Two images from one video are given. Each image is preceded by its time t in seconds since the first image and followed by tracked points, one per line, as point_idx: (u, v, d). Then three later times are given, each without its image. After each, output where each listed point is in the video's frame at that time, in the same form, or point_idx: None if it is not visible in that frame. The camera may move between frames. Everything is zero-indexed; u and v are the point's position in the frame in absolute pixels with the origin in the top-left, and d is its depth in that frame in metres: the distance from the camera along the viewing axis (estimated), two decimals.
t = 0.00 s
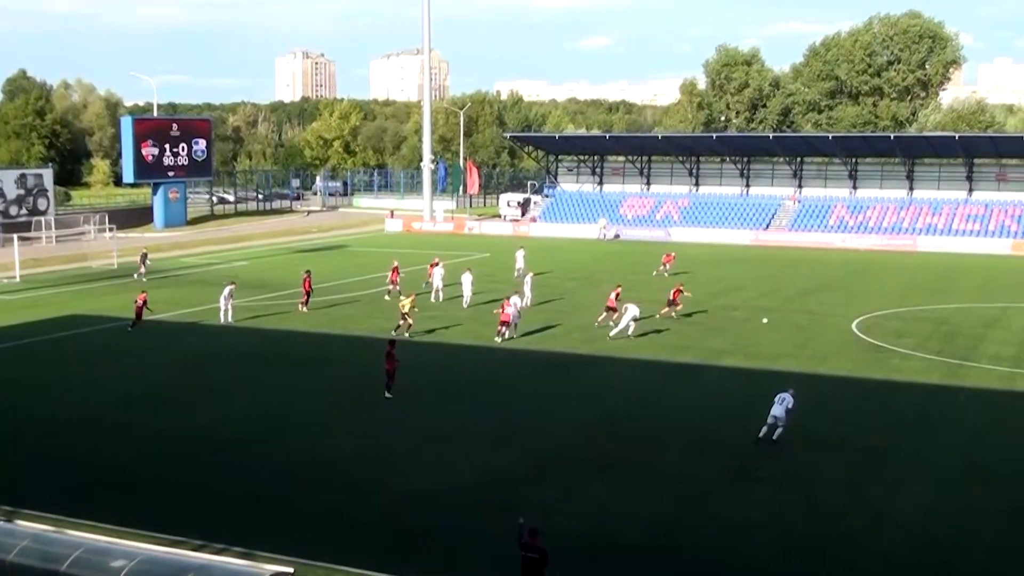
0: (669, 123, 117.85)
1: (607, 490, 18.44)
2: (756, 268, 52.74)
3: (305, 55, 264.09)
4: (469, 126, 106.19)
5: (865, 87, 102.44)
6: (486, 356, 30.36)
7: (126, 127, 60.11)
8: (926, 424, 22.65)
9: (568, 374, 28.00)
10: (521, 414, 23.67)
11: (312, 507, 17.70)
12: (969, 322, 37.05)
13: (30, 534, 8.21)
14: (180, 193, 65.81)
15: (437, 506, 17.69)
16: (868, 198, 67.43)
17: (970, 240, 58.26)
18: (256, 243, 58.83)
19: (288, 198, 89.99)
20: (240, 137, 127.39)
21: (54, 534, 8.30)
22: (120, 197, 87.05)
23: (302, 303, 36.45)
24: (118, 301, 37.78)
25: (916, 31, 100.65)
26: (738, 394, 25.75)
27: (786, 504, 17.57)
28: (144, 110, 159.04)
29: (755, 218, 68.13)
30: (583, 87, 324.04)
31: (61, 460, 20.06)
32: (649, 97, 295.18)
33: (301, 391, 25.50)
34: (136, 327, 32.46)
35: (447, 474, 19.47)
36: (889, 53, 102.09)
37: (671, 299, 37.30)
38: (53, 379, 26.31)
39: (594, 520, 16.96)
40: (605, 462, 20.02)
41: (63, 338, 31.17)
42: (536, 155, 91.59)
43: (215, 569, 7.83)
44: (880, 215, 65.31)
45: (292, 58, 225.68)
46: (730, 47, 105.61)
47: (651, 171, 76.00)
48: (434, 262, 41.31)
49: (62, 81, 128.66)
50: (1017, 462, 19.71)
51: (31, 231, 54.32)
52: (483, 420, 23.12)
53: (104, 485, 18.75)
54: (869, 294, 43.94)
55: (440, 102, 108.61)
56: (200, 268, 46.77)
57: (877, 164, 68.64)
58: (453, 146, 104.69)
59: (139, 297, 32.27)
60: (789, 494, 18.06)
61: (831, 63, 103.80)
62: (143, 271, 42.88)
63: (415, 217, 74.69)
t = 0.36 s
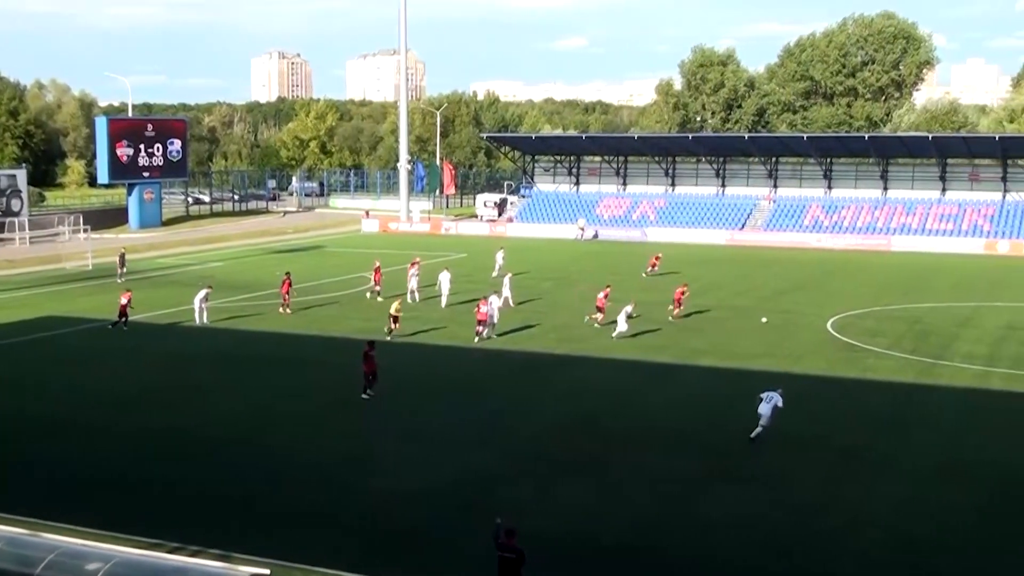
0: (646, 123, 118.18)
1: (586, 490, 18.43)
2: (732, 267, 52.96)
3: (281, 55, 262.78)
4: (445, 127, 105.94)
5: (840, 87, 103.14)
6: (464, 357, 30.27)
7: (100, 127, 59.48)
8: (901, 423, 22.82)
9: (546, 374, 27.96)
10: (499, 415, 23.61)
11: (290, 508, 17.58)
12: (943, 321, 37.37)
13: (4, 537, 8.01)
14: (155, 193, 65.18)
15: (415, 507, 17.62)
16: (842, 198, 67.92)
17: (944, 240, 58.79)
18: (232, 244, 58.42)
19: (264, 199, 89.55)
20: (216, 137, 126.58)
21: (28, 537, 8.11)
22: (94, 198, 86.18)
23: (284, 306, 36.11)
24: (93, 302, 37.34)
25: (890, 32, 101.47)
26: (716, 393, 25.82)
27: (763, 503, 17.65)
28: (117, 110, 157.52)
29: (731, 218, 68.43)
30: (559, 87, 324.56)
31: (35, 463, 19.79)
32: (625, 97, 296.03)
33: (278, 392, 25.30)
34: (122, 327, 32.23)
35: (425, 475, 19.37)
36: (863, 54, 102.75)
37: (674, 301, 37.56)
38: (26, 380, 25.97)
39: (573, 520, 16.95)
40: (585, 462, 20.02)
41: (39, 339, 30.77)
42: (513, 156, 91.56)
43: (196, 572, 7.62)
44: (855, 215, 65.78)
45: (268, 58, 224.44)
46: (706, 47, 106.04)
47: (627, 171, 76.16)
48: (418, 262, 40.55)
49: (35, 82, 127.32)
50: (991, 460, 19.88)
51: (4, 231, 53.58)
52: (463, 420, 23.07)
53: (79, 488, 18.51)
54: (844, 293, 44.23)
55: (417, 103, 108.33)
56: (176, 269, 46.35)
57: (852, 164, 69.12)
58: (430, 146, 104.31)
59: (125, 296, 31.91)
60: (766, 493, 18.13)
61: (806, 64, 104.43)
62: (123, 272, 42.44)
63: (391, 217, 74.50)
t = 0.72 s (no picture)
0: (616, 124, 118.58)
1: (559, 489, 18.42)
2: (702, 267, 53.26)
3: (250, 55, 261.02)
4: (416, 127, 105.56)
5: (808, 88, 103.87)
6: (436, 357, 30.20)
7: (67, 127, 58.71)
8: (870, 421, 23.02)
9: (518, 374, 27.96)
10: (470, 415, 23.56)
11: (261, 510, 17.43)
12: (910, 320, 37.80)
13: None
14: (123, 195, 64.46)
15: (387, 508, 17.53)
16: (811, 198, 68.49)
17: (910, 240, 59.46)
18: (202, 245, 57.89)
19: (233, 199, 88.90)
20: (185, 138, 125.56)
21: None
22: (61, 199, 85.11)
23: (257, 308, 35.95)
24: (60, 304, 36.85)
25: (858, 33, 102.34)
26: (685, 393, 25.95)
27: (735, 501, 17.73)
28: (84, 110, 155.91)
29: (701, 218, 68.81)
30: (530, 88, 324.94)
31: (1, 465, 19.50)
32: (595, 98, 297.04)
33: (247, 394, 25.09)
34: (101, 327, 32.08)
35: (396, 476, 19.28)
36: (832, 55, 103.42)
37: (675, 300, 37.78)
38: None
39: (546, 520, 16.93)
40: (558, 461, 20.03)
41: (8, 341, 30.36)
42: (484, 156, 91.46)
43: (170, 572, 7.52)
44: (823, 215, 66.34)
45: (237, 59, 222.97)
46: (675, 48, 106.62)
47: (597, 172, 76.33)
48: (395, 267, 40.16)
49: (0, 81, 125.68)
50: (959, 458, 20.09)
51: None
52: (437, 421, 23.00)
53: (45, 490, 18.26)
54: (814, 292, 44.59)
55: (387, 103, 107.98)
56: (145, 271, 45.86)
57: (820, 164, 69.68)
58: (400, 146, 104.10)
59: (103, 297, 31.70)
60: (737, 492, 18.21)
61: (774, 65, 105.13)
62: (93, 273, 41.92)
63: (362, 218, 74.18)
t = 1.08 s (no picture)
0: (580, 124, 118.95)
1: (523, 489, 18.41)
2: (667, 267, 53.56)
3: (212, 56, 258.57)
4: (381, 128, 105.13)
5: (772, 89, 104.37)
6: (402, 358, 30.06)
7: (27, 127, 57.73)
8: (830, 419, 23.25)
9: (484, 375, 27.93)
10: (436, 415, 23.47)
11: (221, 512, 17.26)
12: (871, 319, 38.26)
13: None
14: (85, 196, 63.56)
15: (348, 509, 17.42)
16: (773, 198, 69.11)
17: (870, 240, 60.21)
18: (165, 246, 57.28)
19: (196, 200, 88.15)
20: (148, 139, 124.13)
21: None
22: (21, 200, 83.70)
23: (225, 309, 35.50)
24: (20, 306, 36.25)
25: (819, 35, 103.45)
26: (651, 392, 26.07)
27: (699, 499, 17.85)
28: (43, 110, 153.63)
29: (665, 218, 69.19)
30: (494, 88, 325.21)
31: None
32: (559, 99, 297.90)
33: (211, 396, 24.83)
34: (78, 326, 31.82)
35: (361, 477, 19.16)
36: (794, 56, 104.15)
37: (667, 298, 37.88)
38: None
39: (509, 520, 16.92)
40: (521, 460, 20.04)
41: None
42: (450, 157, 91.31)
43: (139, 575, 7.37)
44: (786, 215, 66.97)
45: (200, 58, 220.90)
46: (638, 49, 107.23)
47: (562, 172, 76.36)
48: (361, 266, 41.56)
49: None
50: (918, 454, 20.33)
51: None
52: (401, 421, 22.91)
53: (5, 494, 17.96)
54: (778, 292, 44.99)
55: (352, 103, 107.40)
56: (107, 273, 45.24)
57: (783, 165, 70.30)
58: (365, 147, 103.71)
59: (77, 295, 31.47)
60: (699, 490, 18.31)
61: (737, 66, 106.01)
62: (59, 275, 41.34)
63: (326, 219, 73.71)
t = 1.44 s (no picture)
0: (544, 125, 119.26)
1: (489, 489, 18.40)
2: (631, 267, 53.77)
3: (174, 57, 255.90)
4: (345, 128, 104.65)
5: (734, 90, 105.51)
6: (368, 359, 29.90)
7: None
8: (794, 417, 23.47)
9: (451, 375, 27.84)
10: (402, 416, 23.36)
11: (185, 515, 17.08)
12: (834, 318, 38.69)
13: None
14: (47, 197, 62.58)
15: (312, 511, 17.31)
16: (737, 198, 69.69)
17: (832, 239, 60.92)
18: (129, 248, 56.63)
19: (160, 202, 87.62)
20: (110, 140, 122.59)
21: None
22: None
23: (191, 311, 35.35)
24: None
25: (781, 36, 104.53)
26: (617, 392, 26.16)
27: (664, 497, 17.95)
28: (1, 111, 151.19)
29: (630, 218, 69.55)
30: (459, 89, 325.00)
31: None
32: (523, 100, 298.45)
33: (175, 398, 24.50)
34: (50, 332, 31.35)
35: (328, 478, 18.97)
36: (756, 57, 105.41)
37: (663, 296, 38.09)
38: None
39: (475, 520, 16.90)
40: (488, 461, 20.03)
41: None
42: (416, 158, 91.09)
43: None
44: (749, 215, 67.54)
45: (163, 59, 218.72)
46: (602, 50, 107.73)
47: (527, 173, 76.48)
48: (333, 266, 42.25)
49: None
50: (880, 451, 20.57)
51: None
52: (368, 422, 22.82)
53: None
54: (742, 291, 45.39)
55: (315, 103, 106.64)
56: (69, 274, 44.58)
57: (746, 165, 70.93)
58: (329, 148, 103.21)
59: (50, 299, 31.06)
60: (666, 488, 18.41)
61: (699, 67, 106.71)
62: (26, 277, 40.76)
63: (290, 220, 73.17)
